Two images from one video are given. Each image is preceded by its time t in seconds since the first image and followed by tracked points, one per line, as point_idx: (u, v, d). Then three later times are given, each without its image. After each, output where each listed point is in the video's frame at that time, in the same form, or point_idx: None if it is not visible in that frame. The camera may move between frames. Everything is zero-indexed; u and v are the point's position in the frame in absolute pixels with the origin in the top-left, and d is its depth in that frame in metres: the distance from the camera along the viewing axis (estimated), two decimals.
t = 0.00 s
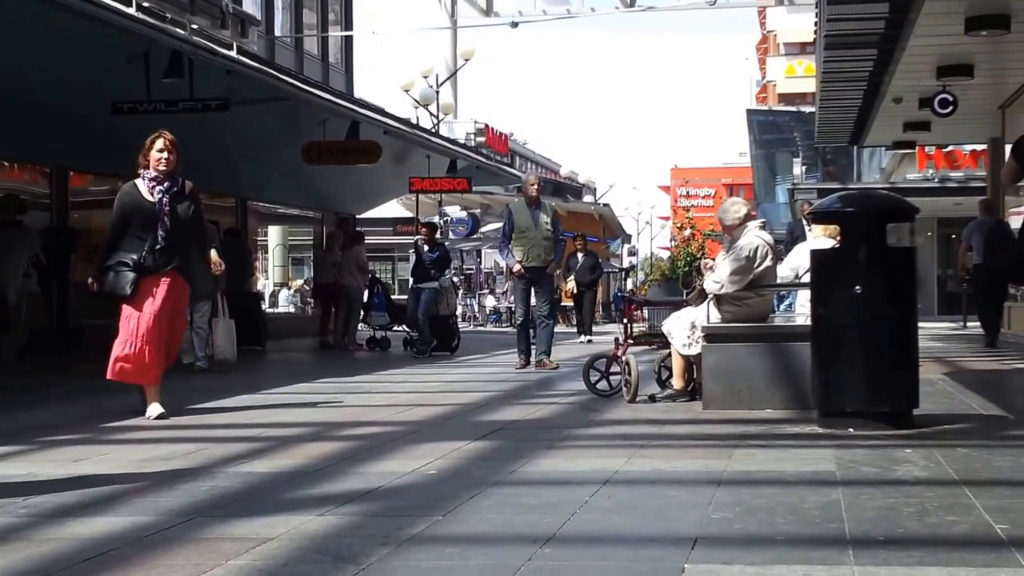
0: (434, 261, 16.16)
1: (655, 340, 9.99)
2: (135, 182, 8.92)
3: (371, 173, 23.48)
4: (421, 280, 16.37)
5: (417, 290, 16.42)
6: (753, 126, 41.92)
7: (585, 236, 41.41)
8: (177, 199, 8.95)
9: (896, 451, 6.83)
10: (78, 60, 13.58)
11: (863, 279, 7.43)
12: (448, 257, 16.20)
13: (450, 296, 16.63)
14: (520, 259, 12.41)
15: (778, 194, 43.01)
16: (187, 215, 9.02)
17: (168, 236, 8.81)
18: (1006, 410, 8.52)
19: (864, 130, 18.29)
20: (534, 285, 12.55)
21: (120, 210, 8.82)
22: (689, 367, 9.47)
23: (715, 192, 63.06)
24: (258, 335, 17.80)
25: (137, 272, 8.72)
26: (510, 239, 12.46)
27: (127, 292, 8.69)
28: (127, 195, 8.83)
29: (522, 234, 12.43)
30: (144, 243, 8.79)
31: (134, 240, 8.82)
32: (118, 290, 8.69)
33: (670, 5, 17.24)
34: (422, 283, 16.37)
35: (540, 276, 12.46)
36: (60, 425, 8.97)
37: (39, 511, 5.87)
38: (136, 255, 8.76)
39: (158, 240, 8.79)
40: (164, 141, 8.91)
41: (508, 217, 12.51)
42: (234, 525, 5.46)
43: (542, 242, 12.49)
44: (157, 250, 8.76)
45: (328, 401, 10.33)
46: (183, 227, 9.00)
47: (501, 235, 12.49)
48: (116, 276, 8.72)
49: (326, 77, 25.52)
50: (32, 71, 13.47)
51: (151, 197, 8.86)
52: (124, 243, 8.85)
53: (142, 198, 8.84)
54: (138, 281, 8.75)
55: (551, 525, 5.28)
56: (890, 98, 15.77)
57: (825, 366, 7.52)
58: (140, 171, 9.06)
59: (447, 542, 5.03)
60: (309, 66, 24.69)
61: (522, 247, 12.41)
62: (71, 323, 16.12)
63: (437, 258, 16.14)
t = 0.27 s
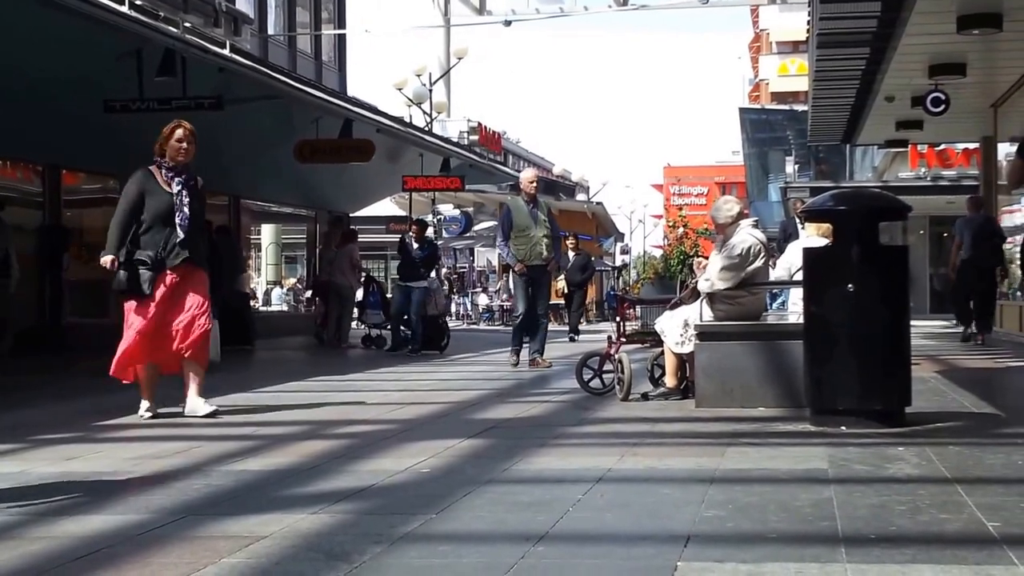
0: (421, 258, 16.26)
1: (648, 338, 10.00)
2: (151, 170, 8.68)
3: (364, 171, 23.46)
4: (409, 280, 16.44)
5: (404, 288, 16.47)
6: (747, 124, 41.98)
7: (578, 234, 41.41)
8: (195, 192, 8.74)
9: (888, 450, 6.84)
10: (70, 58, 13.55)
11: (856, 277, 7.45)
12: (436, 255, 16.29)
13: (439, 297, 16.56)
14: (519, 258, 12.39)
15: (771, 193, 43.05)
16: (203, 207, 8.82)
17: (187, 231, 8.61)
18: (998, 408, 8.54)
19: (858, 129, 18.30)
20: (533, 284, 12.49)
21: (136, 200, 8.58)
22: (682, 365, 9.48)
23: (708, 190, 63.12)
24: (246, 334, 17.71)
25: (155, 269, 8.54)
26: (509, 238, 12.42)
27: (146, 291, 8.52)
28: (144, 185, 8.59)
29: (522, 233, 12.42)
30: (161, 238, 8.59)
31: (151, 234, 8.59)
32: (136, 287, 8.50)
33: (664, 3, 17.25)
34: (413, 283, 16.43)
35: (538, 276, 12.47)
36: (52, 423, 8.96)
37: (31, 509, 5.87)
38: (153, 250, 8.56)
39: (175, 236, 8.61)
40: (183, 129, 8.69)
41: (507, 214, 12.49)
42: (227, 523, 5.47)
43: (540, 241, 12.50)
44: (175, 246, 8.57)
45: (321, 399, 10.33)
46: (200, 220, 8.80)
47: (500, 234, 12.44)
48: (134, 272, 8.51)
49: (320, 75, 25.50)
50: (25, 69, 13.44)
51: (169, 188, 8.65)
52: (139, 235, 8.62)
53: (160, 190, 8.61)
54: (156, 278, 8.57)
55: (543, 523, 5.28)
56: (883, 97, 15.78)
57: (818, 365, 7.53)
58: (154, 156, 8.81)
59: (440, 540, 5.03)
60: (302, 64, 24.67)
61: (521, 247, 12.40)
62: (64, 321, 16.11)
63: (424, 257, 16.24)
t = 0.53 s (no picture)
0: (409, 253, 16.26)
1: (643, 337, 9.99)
2: (178, 166, 8.45)
3: (358, 170, 23.45)
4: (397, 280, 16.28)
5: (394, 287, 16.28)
6: (741, 123, 42.01)
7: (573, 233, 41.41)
8: (222, 189, 8.51)
9: (883, 448, 6.84)
10: (64, 57, 13.53)
11: (850, 276, 7.45)
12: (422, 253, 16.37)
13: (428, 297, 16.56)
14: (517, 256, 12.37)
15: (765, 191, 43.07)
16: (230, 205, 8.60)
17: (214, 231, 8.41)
18: (992, 407, 8.54)
19: (852, 127, 18.31)
20: (535, 280, 12.41)
21: (164, 198, 8.35)
22: (676, 363, 9.48)
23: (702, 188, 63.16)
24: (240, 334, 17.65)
25: (184, 269, 8.32)
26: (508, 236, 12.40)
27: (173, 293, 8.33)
28: (172, 183, 8.36)
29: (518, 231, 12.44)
30: (189, 237, 8.37)
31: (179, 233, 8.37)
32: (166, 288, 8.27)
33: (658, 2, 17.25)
34: (403, 283, 16.28)
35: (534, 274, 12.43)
36: (46, 423, 8.94)
37: (25, 508, 5.86)
38: (181, 250, 8.34)
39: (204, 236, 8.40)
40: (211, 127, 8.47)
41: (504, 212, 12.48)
42: (221, 522, 5.46)
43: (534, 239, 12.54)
44: (202, 246, 8.36)
45: (316, 398, 10.31)
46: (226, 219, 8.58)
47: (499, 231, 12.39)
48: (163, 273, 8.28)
49: (314, 74, 25.47)
50: (18, 66, 13.42)
51: (196, 186, 8.42)
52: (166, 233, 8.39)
53: (188, 188, 8.39)
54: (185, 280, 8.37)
55: (538, 522, 5.27)
56: (877, 96, 15.79)
57: (813, 364, 7.53)
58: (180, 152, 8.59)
59: (435, 539, 5.02)
60: (297, 63, 24.65)
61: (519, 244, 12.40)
62: (59, 320, 16.11)
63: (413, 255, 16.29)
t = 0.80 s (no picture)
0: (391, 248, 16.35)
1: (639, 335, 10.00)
2: (197, 161, 8.15)
3: (354, 169, 23.44)
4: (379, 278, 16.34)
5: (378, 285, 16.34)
6: (737, 121, 42.06)
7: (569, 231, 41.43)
8: (245, 181, 8.21)
9: (878, 446, 6.85)
10: (60, 55, 13.52)
11: (846, 275, 7.45)
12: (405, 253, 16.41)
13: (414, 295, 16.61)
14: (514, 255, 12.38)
15: (761, 190, 43.08)
16: (254, 199, 8.26)
17: (238, 223, 8.05)
18: (989, 405, 8.55)
19: (848, 126, 18.32)
20: (532, 280, 12.42)
21: (182, 192, 8.06)
22: (673, 362, 9.48)
23: (698, 186, 63.24)
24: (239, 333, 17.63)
25: (205, 261, 7.97)
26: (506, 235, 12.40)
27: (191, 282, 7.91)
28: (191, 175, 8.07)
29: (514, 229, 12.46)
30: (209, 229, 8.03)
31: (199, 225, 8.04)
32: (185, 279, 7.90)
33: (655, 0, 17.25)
34: (386, 280, 16.36)
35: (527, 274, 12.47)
36: (42, 421, 8.93)
37: (21, 506, 5.85)
38: (201, 242, 8.00)
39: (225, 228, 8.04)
40: (233, 118, 8.17)
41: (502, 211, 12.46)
42: (218, 521, 5.45)
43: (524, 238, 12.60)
44: (225, 238, 8.01)
45: (313, 396, 10.31)
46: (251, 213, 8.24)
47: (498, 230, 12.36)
48: (182, 264, 7.92)
49: (310, 72, 25.46)
50: (14, 65, 13.42)
51: (217, 179, 8.11)
52: (186, 227, 8.06)
53: (207, 181, 8.08)
54: (206, 270, 7.99)
55: (535, 520, 5.28)
56: (873, 94, 15.79)
57: (809, 362, 7.53)
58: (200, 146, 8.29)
59: (432, 537, 5.02)
60: (293, 61, 24.64)
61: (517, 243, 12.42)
62: (56, 319, 16.10)
63: (399, 251, 16.38)
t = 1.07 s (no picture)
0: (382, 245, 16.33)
1: (638, 333, 10.00)
2: (225, 154, 8.06)
3: (353, 168, 23.44)
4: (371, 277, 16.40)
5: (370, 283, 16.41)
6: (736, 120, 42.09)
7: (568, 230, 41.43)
8: (273, 174, 8.13)
9: (877, 445, 6.85)
10: (58, 53, 13.50)
11: (845, 273, 7.45)
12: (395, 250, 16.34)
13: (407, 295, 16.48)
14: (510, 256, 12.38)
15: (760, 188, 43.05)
16: (283, 192, 8.20)
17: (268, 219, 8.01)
18: (988, 404, 8.55)
19: (847, 125, 18.34)
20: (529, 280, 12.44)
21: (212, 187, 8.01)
22: (673, 360, 9.48)
23: (697, 185, 63.25)
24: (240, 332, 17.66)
25: (235, 258, 7.94)
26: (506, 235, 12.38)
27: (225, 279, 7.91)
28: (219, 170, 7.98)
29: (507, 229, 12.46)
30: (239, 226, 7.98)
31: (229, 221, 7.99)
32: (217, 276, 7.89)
33: None
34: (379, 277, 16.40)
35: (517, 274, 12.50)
36: (40, 420, 8.92)
37: (20, 505, 5.85)
38: (232, 239, 7.95)
39: (255, 224, 8.00)
40: (259, 111, 8.10)
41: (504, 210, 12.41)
42: (217, 519, 5.45)
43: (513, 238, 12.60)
44: (255, 236, 7.96)
45: (312, 395, 10.31)
46: (280, 207, 8.18)
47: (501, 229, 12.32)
48: (213, 261, 7.90)
49: (309, 70, 25.44)
50: (11, 62, 13.41)
51: (246, 173, 8.04)
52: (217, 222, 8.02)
53: (236, 175, 8.02)
54: (235, 268, 7.97)
55: (533, 519, 5.28)
56: (872, 93, 15.80)
57: (808, 361, 7.53)
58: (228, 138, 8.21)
59: (431, 536, 5.02)
60: (292, 60, 24.62)
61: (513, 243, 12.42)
62: (54, 318, 16.09)
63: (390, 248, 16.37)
